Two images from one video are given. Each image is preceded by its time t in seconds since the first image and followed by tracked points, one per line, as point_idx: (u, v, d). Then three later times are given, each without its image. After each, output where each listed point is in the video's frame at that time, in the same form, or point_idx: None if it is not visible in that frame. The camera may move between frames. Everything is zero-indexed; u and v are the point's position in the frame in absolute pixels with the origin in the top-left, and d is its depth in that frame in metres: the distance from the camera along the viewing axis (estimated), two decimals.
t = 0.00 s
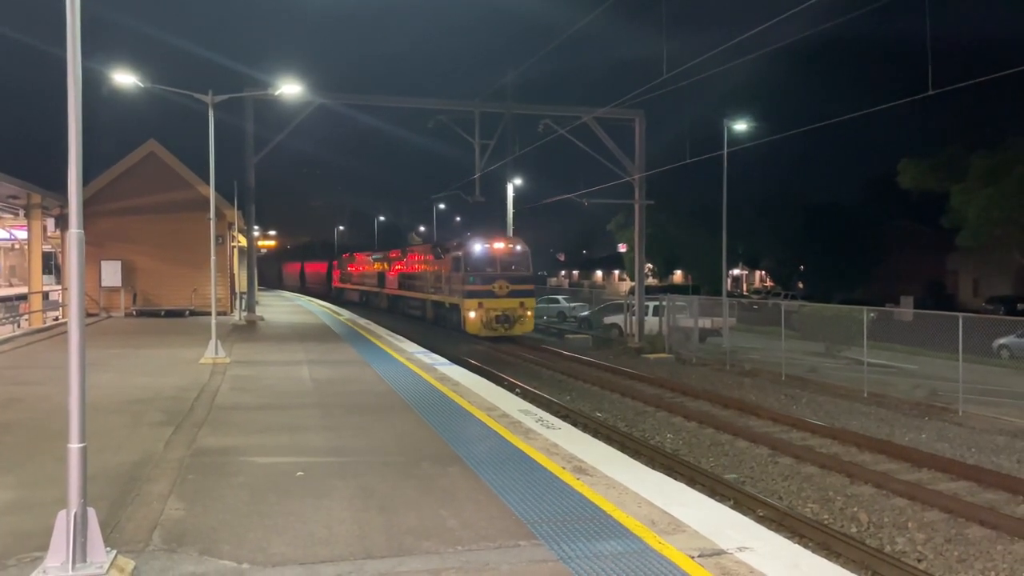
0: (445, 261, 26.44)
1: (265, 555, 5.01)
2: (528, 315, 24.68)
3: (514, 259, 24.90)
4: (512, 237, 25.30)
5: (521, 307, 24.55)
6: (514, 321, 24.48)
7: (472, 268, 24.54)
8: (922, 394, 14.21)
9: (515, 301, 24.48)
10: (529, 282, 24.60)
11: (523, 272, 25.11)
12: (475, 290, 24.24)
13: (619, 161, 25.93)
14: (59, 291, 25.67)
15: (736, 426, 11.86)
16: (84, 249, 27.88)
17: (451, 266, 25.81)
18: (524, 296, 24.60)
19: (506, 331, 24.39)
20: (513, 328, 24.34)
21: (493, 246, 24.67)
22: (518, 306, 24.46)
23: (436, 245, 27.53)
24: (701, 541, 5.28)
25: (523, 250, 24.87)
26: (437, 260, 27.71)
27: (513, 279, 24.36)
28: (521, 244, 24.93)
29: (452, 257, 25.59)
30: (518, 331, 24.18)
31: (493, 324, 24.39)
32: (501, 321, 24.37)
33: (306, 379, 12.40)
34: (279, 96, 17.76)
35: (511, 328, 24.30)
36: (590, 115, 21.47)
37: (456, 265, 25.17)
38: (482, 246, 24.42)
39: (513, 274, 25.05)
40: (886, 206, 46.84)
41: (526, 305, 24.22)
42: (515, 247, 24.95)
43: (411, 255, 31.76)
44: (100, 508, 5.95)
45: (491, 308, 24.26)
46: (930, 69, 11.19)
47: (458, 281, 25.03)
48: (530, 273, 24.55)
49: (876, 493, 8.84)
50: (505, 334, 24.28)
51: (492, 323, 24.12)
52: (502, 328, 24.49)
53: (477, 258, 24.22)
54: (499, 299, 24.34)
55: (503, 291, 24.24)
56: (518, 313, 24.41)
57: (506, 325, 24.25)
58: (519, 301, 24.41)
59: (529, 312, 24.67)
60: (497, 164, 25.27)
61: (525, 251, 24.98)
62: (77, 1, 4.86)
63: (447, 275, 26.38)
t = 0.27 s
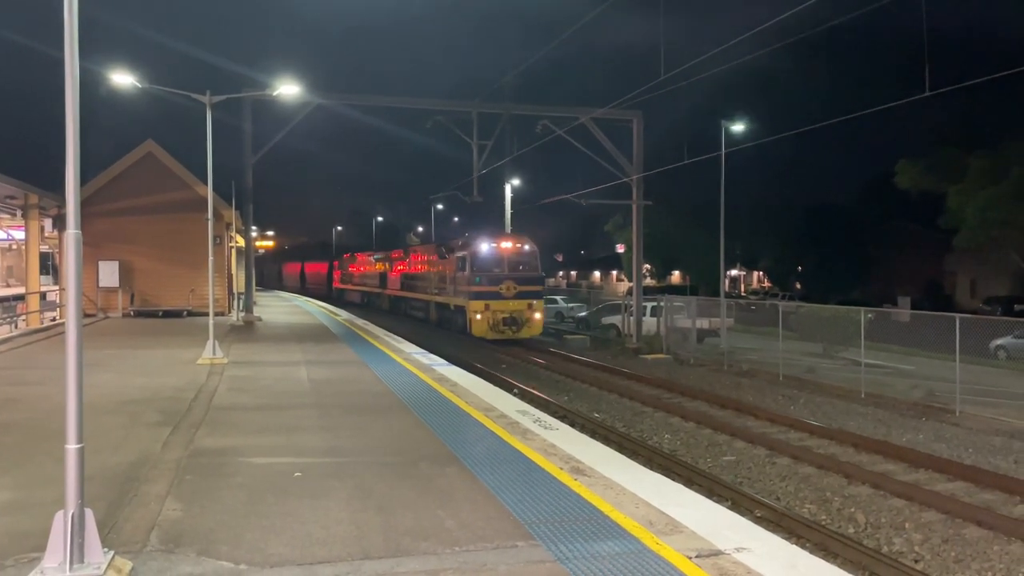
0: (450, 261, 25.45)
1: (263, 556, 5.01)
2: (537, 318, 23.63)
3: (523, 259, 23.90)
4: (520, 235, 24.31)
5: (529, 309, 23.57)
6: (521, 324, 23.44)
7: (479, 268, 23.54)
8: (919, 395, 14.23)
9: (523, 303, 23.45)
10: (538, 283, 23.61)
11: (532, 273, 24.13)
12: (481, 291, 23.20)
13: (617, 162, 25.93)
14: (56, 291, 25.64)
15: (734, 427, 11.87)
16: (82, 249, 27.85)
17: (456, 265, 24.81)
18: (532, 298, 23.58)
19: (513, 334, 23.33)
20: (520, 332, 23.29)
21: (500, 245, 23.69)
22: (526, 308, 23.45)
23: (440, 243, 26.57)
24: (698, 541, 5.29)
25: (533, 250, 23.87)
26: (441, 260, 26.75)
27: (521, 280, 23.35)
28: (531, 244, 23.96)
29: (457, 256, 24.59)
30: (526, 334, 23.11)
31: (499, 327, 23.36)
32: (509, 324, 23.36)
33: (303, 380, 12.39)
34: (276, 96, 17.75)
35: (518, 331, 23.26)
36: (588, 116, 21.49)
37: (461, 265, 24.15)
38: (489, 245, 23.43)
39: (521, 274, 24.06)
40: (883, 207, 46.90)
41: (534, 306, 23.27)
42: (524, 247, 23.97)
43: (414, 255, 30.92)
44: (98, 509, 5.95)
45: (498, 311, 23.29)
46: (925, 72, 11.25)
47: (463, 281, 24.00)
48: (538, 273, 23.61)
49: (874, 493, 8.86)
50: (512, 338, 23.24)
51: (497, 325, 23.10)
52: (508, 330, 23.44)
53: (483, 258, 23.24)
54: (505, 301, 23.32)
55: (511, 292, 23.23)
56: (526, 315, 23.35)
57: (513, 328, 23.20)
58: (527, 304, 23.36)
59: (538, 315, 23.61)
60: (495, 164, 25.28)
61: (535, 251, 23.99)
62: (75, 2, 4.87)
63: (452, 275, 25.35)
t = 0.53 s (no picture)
0: (453, 262, 24.70)
1: (257, 556, 5.00)
2: (544, 320, 22.83)
3: (529, 259, 23.18)
4: (526, 235, 23.62)
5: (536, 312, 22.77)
6: (528, 327, 22.65)
7: (484, 269, 22.82)
8: (914, 395, 14.25)
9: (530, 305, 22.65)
10: (544, 284, 22.89)
11: (538, 273, 23.40)
12: (486, 293, 22.43)
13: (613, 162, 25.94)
14: (50, 292, 25.55)
15: (729, 427, 11.88)
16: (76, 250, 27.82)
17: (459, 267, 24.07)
18: (539, 299, 22.83)
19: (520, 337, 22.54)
20: (527, 335, 22.49)
21: (506, 245, 22.99)
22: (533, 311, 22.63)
23: (443, 244, 25.85)
24: (693, 541, 5.29)
25: (539, 250, 23.18)
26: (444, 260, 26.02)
27: (527, 281, 22.60)
28: (537, 244, 23.27)
29: (461, 257, 23.83)
30: (532, 338, 22.32)
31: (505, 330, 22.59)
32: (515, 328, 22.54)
33: (299, 381, 12.37)
34: (271, 97, 17.72)
35: (524, 334, 22.47)
36: (584, 117, 21.49)
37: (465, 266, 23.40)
38: (494, 245, 22.71)
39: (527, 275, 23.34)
40: (878, 208, 47.00)
41: (541, 309, 22.47)
42: (530, 247, 23.27)
43: (415, 255, 30.21)
44: (92, 510, 5.94)
45: (504, 314, 22.49)
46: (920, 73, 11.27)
47: (468, 282, 23.23)
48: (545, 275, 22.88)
49: (869, 493, 8.87)
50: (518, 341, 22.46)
51: (503, 328, 22.31)
52: (514, 333, 22.66)
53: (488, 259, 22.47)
54: (511, 303, 22.56)
55: (516, 294, 22.47)
56: (532, 318, 22.56)
57: (520, 331, 22.41)
58: (533, 306, 22.58)
59: (545, 317, 22.81)
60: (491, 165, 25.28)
61: (542, 251, 23.29)
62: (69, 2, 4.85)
63: (455, 277, 24.57)
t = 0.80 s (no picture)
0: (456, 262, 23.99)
1: (250, 557, 5.00)
2: (550, 323, 22.02)
3: (535, 260, 22.49)
4: (531, 235, 22.96)
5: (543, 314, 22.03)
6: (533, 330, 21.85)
7: (488, 269, 22.12)
8: (906, 395, 14.30)
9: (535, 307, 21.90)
10: (551, 285, 22.18)
11: (544, 274, 22.70)
12: (490, 294, 21.73)
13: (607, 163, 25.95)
14: (42, 294, 25.47)
15: (722, 427, 11.91)
16: (68, 251, 27.71)
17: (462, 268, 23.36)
18: (545, 301, 22.09)
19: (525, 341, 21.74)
20: (532, 338, 21.70)
21: (511, 245, 22.33)
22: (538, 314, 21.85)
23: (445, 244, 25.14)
24: (686, 541, 5.31)
25: (545, 251, 22.51)
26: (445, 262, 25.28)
27: (533, 282, 21.88)
28: (543, 244, 22.61)
29: (464, 257, 23.10)
30: (537, 341, 21.52)
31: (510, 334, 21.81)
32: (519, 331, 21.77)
33: (292, 381, 12.35)
34: (264, 97, 17.68)
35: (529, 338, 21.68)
36: (577, 118, 21.49)
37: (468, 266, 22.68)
38: (498, 245, 22.02)
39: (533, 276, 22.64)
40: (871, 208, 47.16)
41: (547, 310, 21.69)
42: (535, 247, 22.60)
43: (415, 255, 29.54)
44: (84, 512, 5.92)
45: (508, 316, 21.79)
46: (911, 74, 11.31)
47: (470, 284, 22.51)
48: (551, 275, 22.16)
49: (860, 492, 8.91)
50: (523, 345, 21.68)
51: (507, 331, 21.55)
52: (519, 336, 21.88)
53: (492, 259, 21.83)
54: (515, 305, 21.86)
55: (521, 295, 21.73)
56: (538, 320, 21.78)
57: (524, 334, 21.63)
58: (539, 308, 21.79)
59: (552, 320, 22.00)
60: (484, 165, 25.28)
61: (547, 252, 22.63)
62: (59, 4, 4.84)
63: (458, 278, 23.82)
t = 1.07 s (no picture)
0: (456, 263, 23.15)
1: (240, 560, 4.98)
2: (554, 325, 21.35)
3: (539, 260, 21.73)
4: (535, 234, 22.17)
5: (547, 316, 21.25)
6: (538, 333, 21.13)
7: (491, 270, 21.31)
8: (896, 395, 14.36)
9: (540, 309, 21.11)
10: (556, 287, 21.45)
11: (549, 275, 21.95)
12: (493, 295, 20.86)
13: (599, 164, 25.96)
14: (32, 295, 25.34)
15: (713, 427, 11.94)
16: (57, 252, 27.53)
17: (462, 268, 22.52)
18: (550, 303, 21.35)
19: (529, 344, 20.98)
20: (537, 341, 20.98)
21: (514, 245, 21.54)
22: (543, 316, 21.08)
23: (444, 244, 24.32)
24: (677, 541, 5.32)
25: (550, 251, 21.76)
26: (445, 262, 24.48)
27: (538, 283, 21.14)
28: (547, 243, 21.85)
29: (464, 257, 22.24)
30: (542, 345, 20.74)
31: (513, 337, 21.00)
32: (524, 334, 20.96)
33: (284, 382, 12.32)
34: (256, 98, 17.64)
35: (534, 341, 20.96)
36: (570, 118, 21.50)
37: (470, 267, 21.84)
38: (502, 244, 21.21)
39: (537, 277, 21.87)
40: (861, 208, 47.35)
41: (552, 312, 20.97)
42: (539, 247, 21.85)
43: (412, 255, 28.73)
44: (73, 514, 5.89)
45: (512, 319, 20.98)
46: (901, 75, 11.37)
47: (472, 285, 21.65)
48: (556, 276, 21.40)
49: (850, 492, 8.94)
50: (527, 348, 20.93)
51: (511, 335, 20.76)
52: (523, 340, 21.11)
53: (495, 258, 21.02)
54: (519, 307, 21.05)
55: (525, 297, 21.00)
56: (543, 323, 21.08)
57: (529, 338, 20.90)
58: (544, 310, 21.10)
59: (556, 322, 21.33)
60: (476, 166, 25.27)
61: (552, 252, 21.88)
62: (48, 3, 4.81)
63: (458, 279, 22.97)
